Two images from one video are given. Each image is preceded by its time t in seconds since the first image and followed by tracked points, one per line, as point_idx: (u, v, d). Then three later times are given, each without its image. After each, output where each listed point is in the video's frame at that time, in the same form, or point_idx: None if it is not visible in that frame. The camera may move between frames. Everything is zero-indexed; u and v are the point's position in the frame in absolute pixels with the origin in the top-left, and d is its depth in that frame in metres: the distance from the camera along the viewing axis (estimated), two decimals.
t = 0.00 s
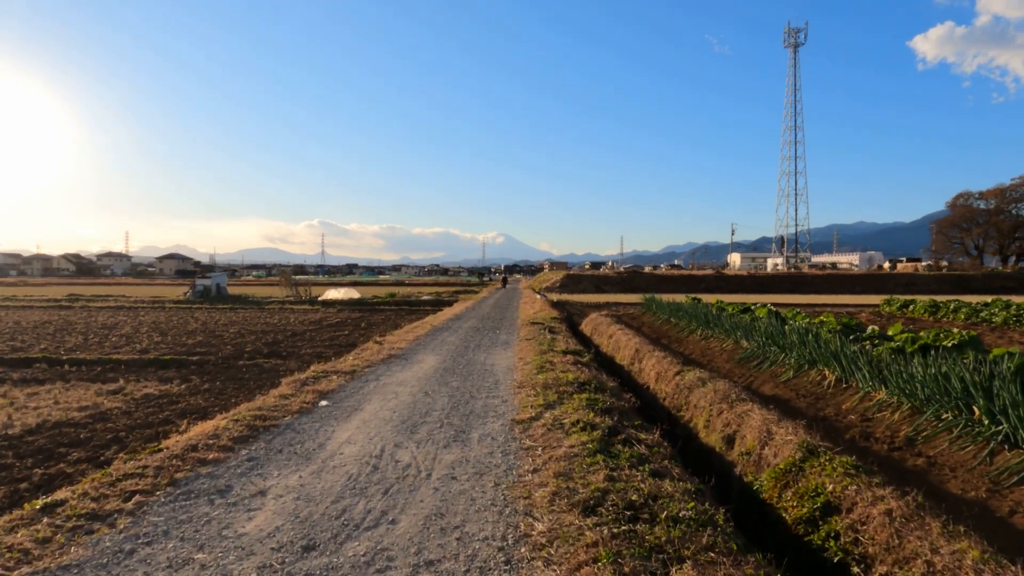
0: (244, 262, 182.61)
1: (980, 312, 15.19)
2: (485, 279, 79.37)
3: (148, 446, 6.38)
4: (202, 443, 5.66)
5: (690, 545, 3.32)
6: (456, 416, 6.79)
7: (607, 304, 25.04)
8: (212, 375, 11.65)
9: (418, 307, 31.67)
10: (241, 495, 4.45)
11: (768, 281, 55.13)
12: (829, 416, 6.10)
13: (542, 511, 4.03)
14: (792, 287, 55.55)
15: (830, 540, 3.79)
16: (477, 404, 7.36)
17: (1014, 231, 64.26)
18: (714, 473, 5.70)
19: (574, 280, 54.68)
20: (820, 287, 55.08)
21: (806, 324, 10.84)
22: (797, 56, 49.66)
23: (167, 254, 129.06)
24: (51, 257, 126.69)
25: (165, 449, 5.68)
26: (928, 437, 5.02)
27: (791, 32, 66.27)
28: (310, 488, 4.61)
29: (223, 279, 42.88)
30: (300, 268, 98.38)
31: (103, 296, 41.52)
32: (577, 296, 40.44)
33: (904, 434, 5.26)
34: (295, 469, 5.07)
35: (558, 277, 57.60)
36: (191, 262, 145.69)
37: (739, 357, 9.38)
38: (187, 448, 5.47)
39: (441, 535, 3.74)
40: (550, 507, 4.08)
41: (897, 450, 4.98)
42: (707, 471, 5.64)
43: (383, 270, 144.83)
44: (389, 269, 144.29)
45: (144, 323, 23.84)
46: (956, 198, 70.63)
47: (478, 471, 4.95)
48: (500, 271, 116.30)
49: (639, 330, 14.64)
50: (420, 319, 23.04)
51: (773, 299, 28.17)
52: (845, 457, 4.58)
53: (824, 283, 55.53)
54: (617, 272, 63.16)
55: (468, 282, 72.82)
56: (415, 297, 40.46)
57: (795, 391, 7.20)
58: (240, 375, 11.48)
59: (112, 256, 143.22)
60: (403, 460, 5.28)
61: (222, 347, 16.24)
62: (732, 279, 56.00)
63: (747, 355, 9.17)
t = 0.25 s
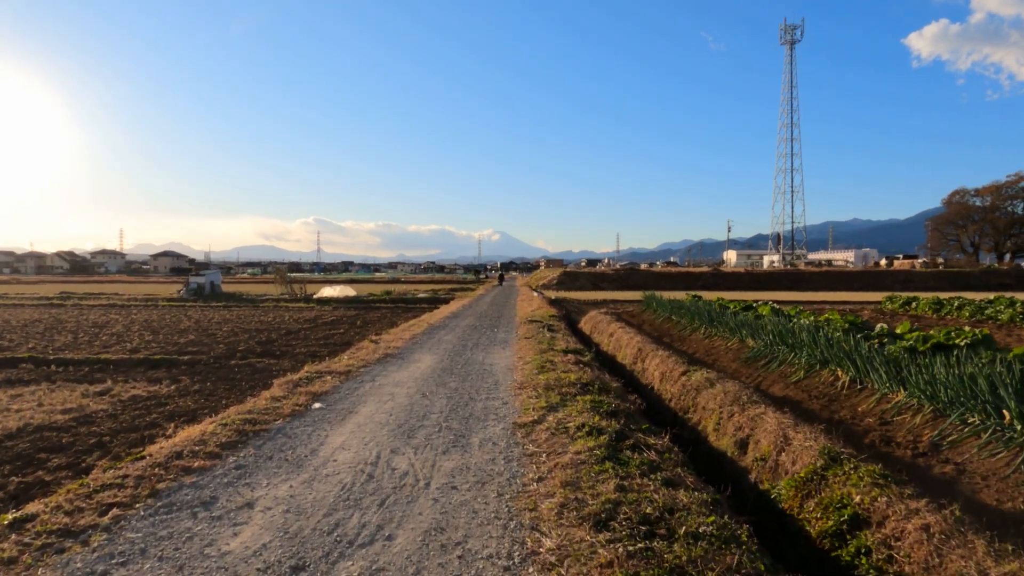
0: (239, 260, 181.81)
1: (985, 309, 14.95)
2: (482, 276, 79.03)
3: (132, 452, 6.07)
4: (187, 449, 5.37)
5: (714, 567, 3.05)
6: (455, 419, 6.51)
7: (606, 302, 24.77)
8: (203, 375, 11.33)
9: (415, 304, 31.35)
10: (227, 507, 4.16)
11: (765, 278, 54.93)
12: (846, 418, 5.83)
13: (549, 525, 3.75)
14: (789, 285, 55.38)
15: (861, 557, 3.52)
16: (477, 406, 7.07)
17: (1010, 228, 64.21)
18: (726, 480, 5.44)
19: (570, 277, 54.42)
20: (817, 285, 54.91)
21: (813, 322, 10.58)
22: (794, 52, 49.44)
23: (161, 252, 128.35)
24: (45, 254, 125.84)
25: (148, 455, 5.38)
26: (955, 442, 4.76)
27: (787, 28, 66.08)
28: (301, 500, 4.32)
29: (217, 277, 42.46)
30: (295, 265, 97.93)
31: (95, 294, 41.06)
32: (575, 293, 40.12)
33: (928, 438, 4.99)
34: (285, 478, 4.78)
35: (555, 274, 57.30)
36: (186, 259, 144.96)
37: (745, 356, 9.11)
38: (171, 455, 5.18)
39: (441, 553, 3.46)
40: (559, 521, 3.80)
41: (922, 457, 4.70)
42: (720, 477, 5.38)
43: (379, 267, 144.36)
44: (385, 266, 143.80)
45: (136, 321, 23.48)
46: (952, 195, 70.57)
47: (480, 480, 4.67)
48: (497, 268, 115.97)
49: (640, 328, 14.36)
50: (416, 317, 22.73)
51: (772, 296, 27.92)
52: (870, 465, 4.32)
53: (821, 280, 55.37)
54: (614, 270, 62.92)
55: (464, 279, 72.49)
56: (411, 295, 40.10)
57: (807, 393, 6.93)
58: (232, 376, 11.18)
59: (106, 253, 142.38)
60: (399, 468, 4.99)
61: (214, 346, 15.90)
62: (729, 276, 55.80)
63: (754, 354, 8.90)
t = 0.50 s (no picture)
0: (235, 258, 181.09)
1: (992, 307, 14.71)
2: (479, 274, 78.70)
3: (115, 460, 5.75)
4: (172, 457, 5.05)
5: None
6: (455, 424, 6.20)
7: (605, 300, 24.50)
8: (194, 375, 11.01)
9: (412, 302, 31.05)
10: (211, 523, 3.85)
11: (763, 276, 54.75)
12: (866, 423, 5.55)
13: (561, 544, 3.45)
14: (787, 283, 55.19)
15: None
16: (478, 410, 6.76)
17: (1008, 226, 64.14)
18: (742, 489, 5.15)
19: (568, 275, 54.16)
20: (816, 282, 54.74)
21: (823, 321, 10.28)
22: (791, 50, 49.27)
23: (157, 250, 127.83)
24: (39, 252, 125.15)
25: (128, 464, 5.05)
26: (990, 449, 4.47)
27: (785, 26, 66.11)
28: (291, 514, 4.01)
29: (212, 275, 42.08)
30: (291, 263, 97.49)
31: (89, 292, 40.64)
32: (573, 291, 39.83)
33: (958, 445, 4.71)
34: (275, 489, 4.47)
35: (553, 272, 57.01)
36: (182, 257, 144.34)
37: (754, 357, 8.82)
38: (153, 464, 4.86)
39: None
40: (571, 538, 3.50)
41: (955, 467, 4.41)
42: (737, 487, 5.10)
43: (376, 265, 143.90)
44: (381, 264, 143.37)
45: (128, 320, 23.12)
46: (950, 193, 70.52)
47: (483, 491, 4.36)
48: (494, 266, 115.67)
49: (642, 327, 14.07)
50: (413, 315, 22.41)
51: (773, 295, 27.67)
52: (903, 476, 4.03)
53: (820, 278, 55.21)
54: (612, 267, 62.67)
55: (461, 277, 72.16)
56: (409, 293, 39.77)
57: (823, 395, 6.65)
58: (225, 376, 10.85)
59: (101, 251, 141.81)
60: (398, 478, 4.68)
61: (207, 345, 15.56)
62: (727, 274, 55.60)
63: (764, 354, 8.61)
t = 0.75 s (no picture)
0: (232, 257, 180.59)
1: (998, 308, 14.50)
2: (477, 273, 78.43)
3: (95, 474, 5.48)
4: (153, 472, 4.78)
5: None
6: (453, 434, 5.93)
7: (605, 300, 24.25)
8: (186, 379, 10.74)
9: (409, 302, 30.80)
10: (190, 548, 3.58)
11: (762, 275, 54.59)
12: (883, 434, 5.31)
13: (567, 573, 3.19)
14: (786, 282, 55.04)
15: None
16: (476, 418, 6.51)
17: (1006, 225, 64.04)
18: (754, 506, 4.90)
19: (567, 274, 53.93)
20: (815, 282, 54.59)
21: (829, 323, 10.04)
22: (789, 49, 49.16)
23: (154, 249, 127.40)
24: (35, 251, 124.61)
25: (107, 479, 4.78)
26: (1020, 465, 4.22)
27: (784, 25, 66.00)
28: (277, 537, 3.74)
29: (208, 274, 41.77)
30: (289, 262, 97.15)
31: (83, 291, 40.30)
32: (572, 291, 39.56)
33: (984, 459, 4.46)
34: (261, 508, 4.21)
35: (551, 272, 56.78)
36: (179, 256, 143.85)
37: (760, 361, 8.58)
38: (133, 480, 4.59)
39: None
40: (578, 566, 3.25)
41: (983, 484, 4.17)
42: (749, 503, 4.86)
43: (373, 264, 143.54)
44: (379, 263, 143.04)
45: (122, 320, 22.83)
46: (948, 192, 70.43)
47: (482, 511, 4.10)
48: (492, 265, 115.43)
49: (643, 329, 13.82)
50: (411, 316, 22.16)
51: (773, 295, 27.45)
52: (931, 495, 3.78)
53: (818, 278, 55.06)
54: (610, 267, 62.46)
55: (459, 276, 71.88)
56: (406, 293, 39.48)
57: (835, 402, 6.40)
58: (217, 380, 10.58)
59: (98, 250, 141.29)
60: (391, 495, 4.43)
61: (200, 347, 15.28)
62: (726, 273, 55.42)
63: (771, 359, 8.37)
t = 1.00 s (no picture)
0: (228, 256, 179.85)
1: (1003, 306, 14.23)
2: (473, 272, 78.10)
3: (65, 481, 5.16)
4: (123, 479, 4.45)
5: None
6: (445, 438, 5.62)
7: (602, 299, 23.96)
8: (171, 379, 10.40)
9: (404, 301, 30.47)
10: (153, 565, 3.26)
11: (759, 274, 54.39)
12: (900, 438, 5.01)
13: None
14: (783, 281, 54.85)
15: None
16: (470, 421, 6.19)
17: (1003, 225, 63.96)
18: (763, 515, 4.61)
19: (564, 273, 53.64)
20: (812, 281, 54.40)
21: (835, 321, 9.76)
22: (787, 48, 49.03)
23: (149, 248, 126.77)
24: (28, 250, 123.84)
25: (73, 487, 4.46)
26: None
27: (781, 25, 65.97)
28: (250, 552, 3.43)
29: (202, 273, 41.36)
30: (284, 261, 96.68)
31: (75, 291, 39.85)
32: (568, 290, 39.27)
33: (1011, 465, 4.17)
34: (236, 520, 3.89)
35: (548, 271, 56.50)
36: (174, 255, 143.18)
37: (765, 360, 8.28)
38: (101, 488, 4.27)
39: None
40: None
41: (1012, 492, 3.88)
42: (761, 512, 4.57)
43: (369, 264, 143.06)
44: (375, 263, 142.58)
45: (112, 319, 22.45)
46: (945, 192, 70.37)
47: (476, 522, 3.79)
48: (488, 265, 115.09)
49: (643, 327, 13.53)
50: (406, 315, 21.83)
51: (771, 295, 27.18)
52: (960, 505, 3.49)
53: (816, 277, 54.89)
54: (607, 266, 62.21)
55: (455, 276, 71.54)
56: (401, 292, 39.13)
57: (846, 404, 6.11)
58: (204, 380, 10.25)
59: (93, 249, 140.56)
60: (378, 504, 4.11)
61: (189, 347, 14.92)
62: (723, 272, 55.21)
63: (776, 358, 8.07)
